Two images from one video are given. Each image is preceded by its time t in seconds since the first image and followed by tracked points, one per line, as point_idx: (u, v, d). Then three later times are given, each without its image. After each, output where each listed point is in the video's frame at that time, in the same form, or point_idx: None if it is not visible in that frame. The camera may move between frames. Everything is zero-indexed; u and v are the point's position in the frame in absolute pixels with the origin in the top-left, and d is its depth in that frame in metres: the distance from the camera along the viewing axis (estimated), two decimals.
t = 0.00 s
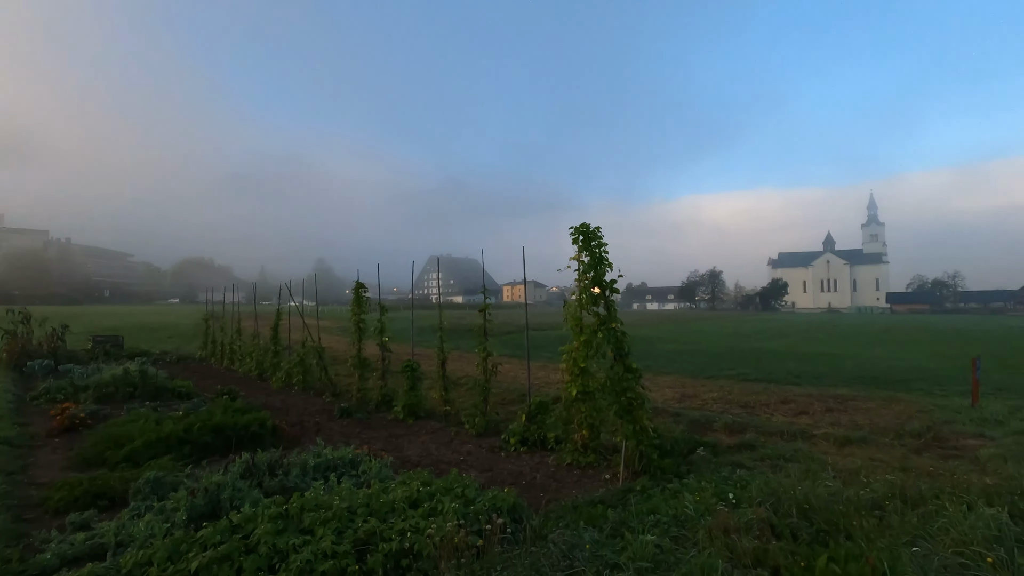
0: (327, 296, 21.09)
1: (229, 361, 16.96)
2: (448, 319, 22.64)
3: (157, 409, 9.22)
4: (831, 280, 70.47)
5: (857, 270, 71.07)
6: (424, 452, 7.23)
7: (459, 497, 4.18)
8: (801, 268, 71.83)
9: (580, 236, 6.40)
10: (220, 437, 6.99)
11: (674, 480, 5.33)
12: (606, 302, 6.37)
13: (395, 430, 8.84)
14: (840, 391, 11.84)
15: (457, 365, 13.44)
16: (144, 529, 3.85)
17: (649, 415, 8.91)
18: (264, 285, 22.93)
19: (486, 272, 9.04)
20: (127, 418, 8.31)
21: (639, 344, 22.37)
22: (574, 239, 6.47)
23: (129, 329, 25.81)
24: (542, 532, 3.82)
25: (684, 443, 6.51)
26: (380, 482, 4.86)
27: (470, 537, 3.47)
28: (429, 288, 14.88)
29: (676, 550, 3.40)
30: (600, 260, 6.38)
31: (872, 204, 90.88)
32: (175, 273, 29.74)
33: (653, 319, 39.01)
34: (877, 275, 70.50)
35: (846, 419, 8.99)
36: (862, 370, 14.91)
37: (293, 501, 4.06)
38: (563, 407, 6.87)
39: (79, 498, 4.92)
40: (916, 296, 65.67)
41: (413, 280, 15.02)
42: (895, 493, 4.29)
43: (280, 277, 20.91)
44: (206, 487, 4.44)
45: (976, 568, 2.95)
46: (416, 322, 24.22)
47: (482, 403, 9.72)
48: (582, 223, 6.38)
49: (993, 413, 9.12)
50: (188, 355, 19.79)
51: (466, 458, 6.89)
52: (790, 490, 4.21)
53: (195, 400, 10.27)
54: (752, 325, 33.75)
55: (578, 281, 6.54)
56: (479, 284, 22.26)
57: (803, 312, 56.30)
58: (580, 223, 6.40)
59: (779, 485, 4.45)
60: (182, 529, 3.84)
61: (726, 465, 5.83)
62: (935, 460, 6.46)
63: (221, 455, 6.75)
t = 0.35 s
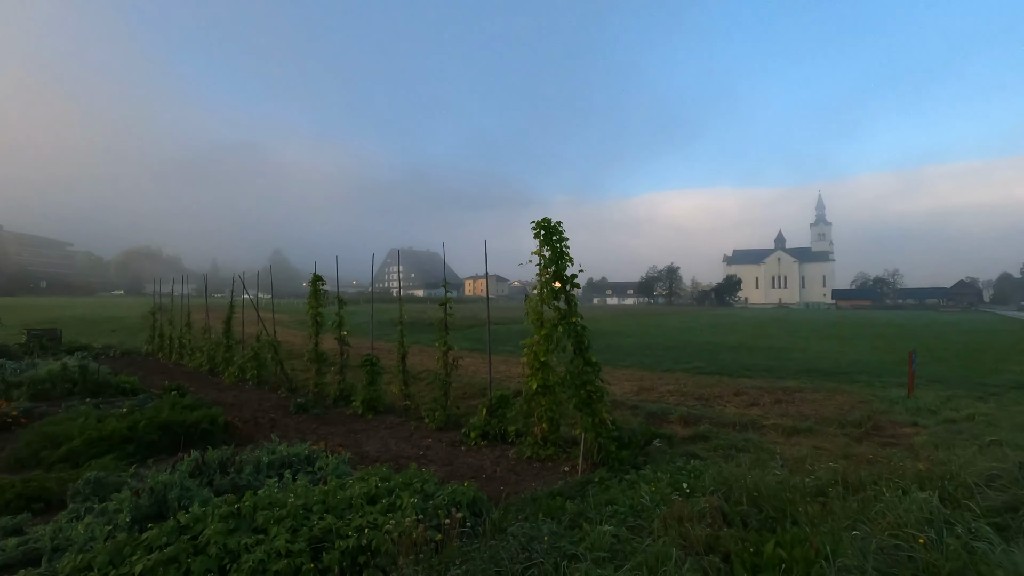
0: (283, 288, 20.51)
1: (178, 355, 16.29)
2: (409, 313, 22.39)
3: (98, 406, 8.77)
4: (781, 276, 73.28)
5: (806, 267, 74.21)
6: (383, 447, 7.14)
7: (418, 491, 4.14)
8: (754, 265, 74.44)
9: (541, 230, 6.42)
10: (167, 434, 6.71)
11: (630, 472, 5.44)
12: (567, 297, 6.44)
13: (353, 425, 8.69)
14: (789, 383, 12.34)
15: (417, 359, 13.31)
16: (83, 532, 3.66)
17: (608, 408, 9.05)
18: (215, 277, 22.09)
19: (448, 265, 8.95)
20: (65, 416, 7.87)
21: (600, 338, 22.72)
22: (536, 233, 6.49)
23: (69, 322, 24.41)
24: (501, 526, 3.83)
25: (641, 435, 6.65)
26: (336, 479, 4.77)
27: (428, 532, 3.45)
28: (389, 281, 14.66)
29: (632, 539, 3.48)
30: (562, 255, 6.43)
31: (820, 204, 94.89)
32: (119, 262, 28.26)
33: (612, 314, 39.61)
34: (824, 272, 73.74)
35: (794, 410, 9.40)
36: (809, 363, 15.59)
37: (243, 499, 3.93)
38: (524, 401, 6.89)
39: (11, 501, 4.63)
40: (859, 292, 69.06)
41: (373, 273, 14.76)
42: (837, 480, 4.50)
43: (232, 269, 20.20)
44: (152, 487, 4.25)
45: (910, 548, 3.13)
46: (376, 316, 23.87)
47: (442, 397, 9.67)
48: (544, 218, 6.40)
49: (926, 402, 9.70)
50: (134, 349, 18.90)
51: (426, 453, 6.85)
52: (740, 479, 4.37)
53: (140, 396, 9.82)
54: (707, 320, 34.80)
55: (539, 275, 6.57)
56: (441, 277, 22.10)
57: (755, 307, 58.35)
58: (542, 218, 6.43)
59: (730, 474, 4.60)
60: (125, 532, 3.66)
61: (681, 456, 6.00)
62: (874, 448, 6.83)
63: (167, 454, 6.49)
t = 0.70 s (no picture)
0: (248, 281, 19.99)
1: (136, 349, 15.73)
2: (378, 308, 22.13)
3: (49, 402, 8.40)
4: (746, 275, 75.18)
5: (770, 266, 76.29)
6: (350, 444, 7.04)
7: (385, 488, 4.10)
8: (720, 263, 76.15)
9: (513, 226, 6.42)
10: (124, 431, 6.48)
11: (597, 467, 5.51)
12: (537, 293, 6.46)
13: (320, 421, 8.55)
14: (752, 379, 12.68)
15: (387, 355, 13.18)
16: (31, 534, 3.50)
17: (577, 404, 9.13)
18: (176, 269, 21.36)
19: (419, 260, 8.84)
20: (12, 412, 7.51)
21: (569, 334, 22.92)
22: (507, 229, 6.49)
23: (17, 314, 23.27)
24: (469, 521, 3.83)
25: (609, 430, 6.73)
26: (302, 476, 4.68)
27: (395, 529, 3.42)
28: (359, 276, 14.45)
29: (598, 532, 3.52)
30: (533, 251, 6.45)
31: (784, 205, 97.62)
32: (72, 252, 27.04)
33: (583, 310, 39.99)
34: (786, 271, 76.00)
35: (756, 405, 9.67)
36: (771, 359, 16.06)
37: (204, 497, 3.81)
38: (493, 396, 6.89)
39: None
40: (819, 291, 71.40)
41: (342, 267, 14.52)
42: (796, 473, 4.65)
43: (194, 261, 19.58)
44: (106, 486, 4.09)
45: (862, 537, 3.26)
46: (345, 310, 23.51)
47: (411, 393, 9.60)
48: (515, 214, 6.40)
49: (880, 398, 10.12)
50: (88, 342, 18.16)
51: (395, 449, 6.79)
52: (704, 473, 4.47)
53: (95, 391, 9.44)
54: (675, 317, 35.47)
55: (509, 271, 6.57)
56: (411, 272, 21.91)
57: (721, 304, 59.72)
58: (513, 214, 6.43)
59: (694, 468, 4.70)
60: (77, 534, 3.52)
61: (647, 451, 6.11)
62: (831, 442, 7.09)
63: (124, 451, 6.27)
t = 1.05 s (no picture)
0: (224, 278, 19.64)
1: (107, 347, 15.33)
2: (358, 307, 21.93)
3: (15, 401, 8.15)
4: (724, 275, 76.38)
5: (747, 266, 77.61)
6: (328, 443, 6.98)
7: (364, 487, 4.07)
8: (699, 264, 77.22)
9: (494, 225, 6.42)
10: (94, 431, 6.33)
11: (576, 465, 5.55)
12: (518, 292, 6.48)
13: (298, 420, 8.45)
14: (728, 378, 12.89)
15: (366, 353, 13.08)
16: None
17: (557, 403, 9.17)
18: (149, 265, 20.87)
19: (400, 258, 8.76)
20: None
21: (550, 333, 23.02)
22: (489, 228, 6.48)
23: None
24: (449, 520, 3.83)
25: (588, 428, 6.78)
26: (279, 476, 4.63)
27: (374, 528, 3.40)
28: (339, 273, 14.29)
29: (577, 530, 3.55)
30: (514, 251, 6.46)
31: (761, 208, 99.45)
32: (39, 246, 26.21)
33: (564, 309, 40.24)
34: (763, 272, 77.43)
35: (733, 403, 9.83)
36: (747, 358, 16.34)
37: (178, 498, 3.74)
38: (473, 395, 6.88)
39: None
40: (795, 292, 72.84)
41: (321, 264, 14.35)
42: (770, 470, 4.75)
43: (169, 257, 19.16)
44: (75, 487, 4.00)
45: (832, 532, 3.35)
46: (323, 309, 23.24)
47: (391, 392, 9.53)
48: (497, 213, 6.41)
49: (852, 396, 10.38)
50: (56, 340, 17.65)
51: (373, 448, 6.75)
52: (681, 470, 4.53)
53: (63, 390, 9.18)
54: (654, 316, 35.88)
55: (490, 270, 6.57)
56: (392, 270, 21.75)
57: (700, 305, 60.51)
58: (495, 213, 6.43)
59: (672, 466, 4.77)
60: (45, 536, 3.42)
61: (625, 449, 6.17)
62: (804, 439, 7.25)
63: (93, 452, 6.11)
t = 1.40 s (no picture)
0: (208, 280, 19.38)
1: (87, 351, 15.04)
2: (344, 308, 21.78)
3: None
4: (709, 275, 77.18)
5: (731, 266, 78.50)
6: (315, 445, 6.93)
7: (351, 490, 4.05)
8: (684, 263, 77.94)
9: (481, 225, 6.43)
10: (74, 437, 6.21)
11: (564, 464, 5.57)
12: (504, 292, 6.49)
13: (284, 423, 8.39)
14: (714, 376, 13.02)
15: (352, 354, 13.00)
16: None
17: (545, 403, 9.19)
18: (130, 267, 20.54)
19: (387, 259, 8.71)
20: None
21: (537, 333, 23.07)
22: (476, 228, 6.49)
23: None
24: (436, 521, 3.82)
25: (576, 427, 6.80)
26: (264, 479, 4.58)
27: (362, 531, 3.38)
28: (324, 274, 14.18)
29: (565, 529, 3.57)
30: (501, 251, 6.47)
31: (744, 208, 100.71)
32: (16, 249, 25.64)
33: (551, 309, 40.38)
34: (747, 271, 78.37)
35: (719, 401, 9.92)
36: (732, 357, 16.51)
37: (161, 503, 3.68)
38: (461, 396, 6.86)
39: None
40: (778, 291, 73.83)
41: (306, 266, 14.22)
42: (755, 466, 4.81)
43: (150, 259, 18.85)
44: (54, 495, 3.92)
45: (815, 527, 3.40)
46: (308, 310, 23.05)
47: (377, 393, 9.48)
48: (484, 214, 6.42)
49: (834, 393, 10.55)
50: (34, 344, 17.28)
51: (361, 450, 6.71)
52: (667, 468, 4.57)
53: (41, 396, 8.99)
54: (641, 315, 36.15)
55: (477, 271, 6.57)
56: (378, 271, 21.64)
57: (685, 304, 61.06)
58: (482, 214, 6.44)
59: (658, 464, 4.80)
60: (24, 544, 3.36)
61: (612, 448, 6.20)
62: (788, 436, 7.36)
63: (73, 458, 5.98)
